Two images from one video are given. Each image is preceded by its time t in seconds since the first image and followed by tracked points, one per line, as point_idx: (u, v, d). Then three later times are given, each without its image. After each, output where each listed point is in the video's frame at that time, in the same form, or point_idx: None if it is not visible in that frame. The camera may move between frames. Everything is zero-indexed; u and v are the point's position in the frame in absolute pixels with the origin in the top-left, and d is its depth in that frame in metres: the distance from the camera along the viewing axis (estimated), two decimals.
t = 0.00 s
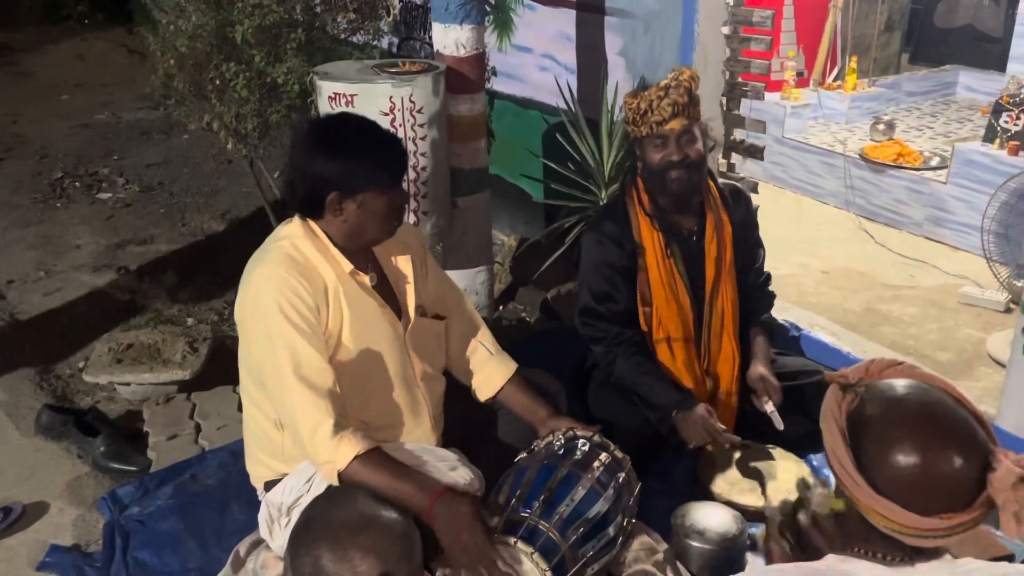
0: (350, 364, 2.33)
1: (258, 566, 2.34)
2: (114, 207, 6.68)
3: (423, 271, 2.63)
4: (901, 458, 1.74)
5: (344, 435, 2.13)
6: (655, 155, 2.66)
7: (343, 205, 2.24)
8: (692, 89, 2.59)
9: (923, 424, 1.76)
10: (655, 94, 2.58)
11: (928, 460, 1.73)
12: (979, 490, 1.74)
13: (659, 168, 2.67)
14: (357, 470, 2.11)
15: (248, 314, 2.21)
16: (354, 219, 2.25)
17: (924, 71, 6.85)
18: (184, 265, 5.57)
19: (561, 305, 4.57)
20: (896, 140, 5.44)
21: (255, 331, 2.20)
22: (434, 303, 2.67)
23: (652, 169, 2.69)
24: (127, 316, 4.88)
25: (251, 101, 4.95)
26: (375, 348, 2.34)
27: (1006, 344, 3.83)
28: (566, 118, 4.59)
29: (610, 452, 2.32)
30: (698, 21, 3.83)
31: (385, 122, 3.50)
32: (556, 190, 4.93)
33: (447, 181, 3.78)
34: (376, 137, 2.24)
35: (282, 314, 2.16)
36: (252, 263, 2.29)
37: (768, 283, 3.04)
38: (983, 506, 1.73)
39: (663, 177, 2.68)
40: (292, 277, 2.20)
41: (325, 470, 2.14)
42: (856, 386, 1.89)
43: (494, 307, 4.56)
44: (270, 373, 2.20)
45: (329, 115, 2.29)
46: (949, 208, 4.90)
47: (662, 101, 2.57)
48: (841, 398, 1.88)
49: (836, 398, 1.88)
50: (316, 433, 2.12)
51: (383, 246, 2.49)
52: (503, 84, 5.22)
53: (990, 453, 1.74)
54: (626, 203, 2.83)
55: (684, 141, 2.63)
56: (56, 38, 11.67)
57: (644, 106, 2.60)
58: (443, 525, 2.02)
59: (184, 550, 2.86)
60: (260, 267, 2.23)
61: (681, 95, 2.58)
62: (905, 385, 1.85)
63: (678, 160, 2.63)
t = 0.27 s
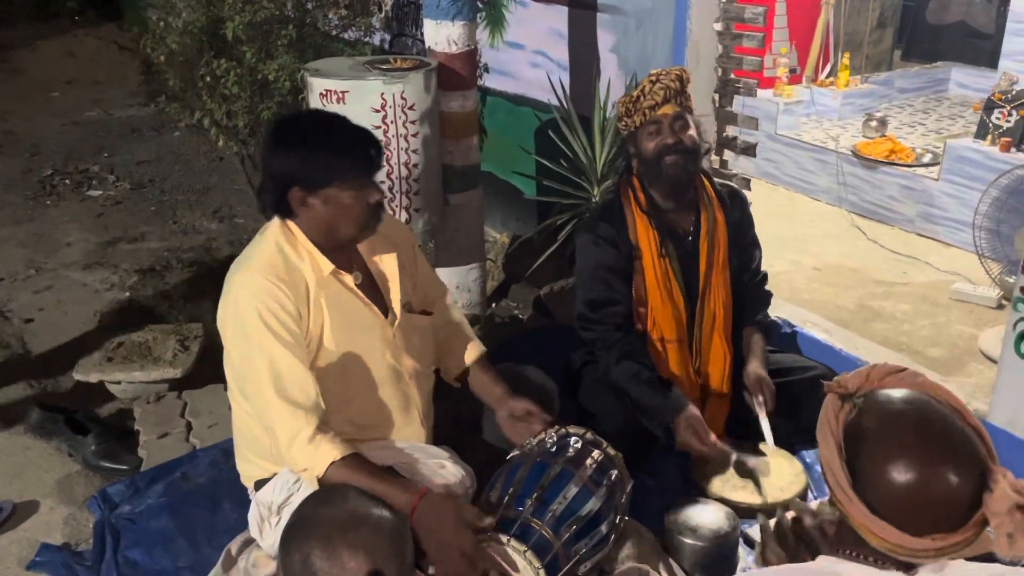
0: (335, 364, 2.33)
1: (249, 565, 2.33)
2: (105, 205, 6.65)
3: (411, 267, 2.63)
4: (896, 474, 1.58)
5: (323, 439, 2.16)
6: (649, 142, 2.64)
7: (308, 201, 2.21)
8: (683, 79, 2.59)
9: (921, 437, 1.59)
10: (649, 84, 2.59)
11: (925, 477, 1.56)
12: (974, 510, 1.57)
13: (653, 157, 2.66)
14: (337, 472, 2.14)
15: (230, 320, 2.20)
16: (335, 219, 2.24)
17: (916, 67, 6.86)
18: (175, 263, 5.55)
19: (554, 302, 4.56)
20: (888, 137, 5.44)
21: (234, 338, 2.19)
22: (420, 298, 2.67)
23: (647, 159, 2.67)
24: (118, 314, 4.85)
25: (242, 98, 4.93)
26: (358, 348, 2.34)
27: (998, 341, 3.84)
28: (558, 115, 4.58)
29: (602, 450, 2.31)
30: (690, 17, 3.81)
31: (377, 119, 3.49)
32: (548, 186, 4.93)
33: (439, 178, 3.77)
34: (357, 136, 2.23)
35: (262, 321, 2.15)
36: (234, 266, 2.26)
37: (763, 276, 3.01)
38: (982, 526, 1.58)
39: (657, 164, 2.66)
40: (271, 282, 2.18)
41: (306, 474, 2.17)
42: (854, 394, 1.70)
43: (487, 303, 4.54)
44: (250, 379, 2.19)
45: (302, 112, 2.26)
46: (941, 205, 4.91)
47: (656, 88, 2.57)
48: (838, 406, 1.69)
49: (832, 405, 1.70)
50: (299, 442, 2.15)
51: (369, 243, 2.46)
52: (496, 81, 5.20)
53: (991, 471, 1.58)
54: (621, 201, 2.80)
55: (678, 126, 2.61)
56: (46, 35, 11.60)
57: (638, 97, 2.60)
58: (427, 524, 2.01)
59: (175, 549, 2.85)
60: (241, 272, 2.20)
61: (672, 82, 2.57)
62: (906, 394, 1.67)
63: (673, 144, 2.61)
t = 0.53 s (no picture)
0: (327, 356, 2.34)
1: (244, 561, 2.35)
2: (98, 200, 6.63)
3: (394, 262, 2.64)
4: (905, 471, 1.32)
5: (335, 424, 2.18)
6: (649, 149, 2.65)
7: (264, 194, 2.21)
8: (688, 84, 2.60)
9: (930, 427, 1.34)
10: (651, 88, 2.58)
11: (940, 473, 1.31)
12: (985, 506, 1.34)
13: (652, 162, 2.66)
14: (344, 461, 2.15)
15: (219, 320, 2.23)
16: (295, 222, 2.21)
17: (910, 62, 6.89)
18: (168, 258, 5.54)
19: (548, 297, 4.57)
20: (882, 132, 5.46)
21: (228, 333, 2.21)
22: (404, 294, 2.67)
23: (646, 163, 2.67)
24: (111, 310, 4.84)
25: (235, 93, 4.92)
26: (350, 339, 2.36)
27: (990, 335, 3.85)
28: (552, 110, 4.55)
29: (594, 443, 2.30)
30: (684, 12, 3.79)
31: (371, 114, 3.48)
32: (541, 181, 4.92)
33: (433, 173, 3.77)
34: (315, 139, 2.18)
35: (259, 309, 2.18)
36: (215, 268, 2.28)
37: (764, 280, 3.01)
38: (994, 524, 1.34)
39: (656, 171, 2.66)
40: (261, 272, 2.21)
41: (312, 461, 2.17)
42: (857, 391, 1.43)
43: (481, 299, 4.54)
44: (247, 372, 2.21)
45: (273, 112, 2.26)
46: (935, 201, 4.92)
47: (658, 96, 2.58)
48: (842, 403, 1.42)
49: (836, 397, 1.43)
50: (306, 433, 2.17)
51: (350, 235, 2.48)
52: (490, 76, 5.22)
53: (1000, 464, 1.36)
54: (620, 198, 2.80)
55: (679, 135, 2.61)
56: (38, 30, 11.55)
57: (640, 100, 2.60)
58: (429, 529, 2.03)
59: (170, 545, 2.85)
60: (224, 272, 2.22)
61: (676, 89, 2.59)
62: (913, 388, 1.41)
63: (672, 154, 2.62)
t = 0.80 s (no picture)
0: (314, 352, 2.34)
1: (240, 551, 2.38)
2: (90, 194, 6.61)
3: (386, 253, 2.62)
4: (903, 470, 1.44)
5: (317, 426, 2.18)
6: (642, 147, 2.61)
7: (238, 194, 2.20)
8: (688, 84, 2.52)
9: (925, 430, 1.45)
10: (649, 85, 2.52)
11: (934, 473, 1.43)
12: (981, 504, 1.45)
13: (645, 159, 2.64)
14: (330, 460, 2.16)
15: (205, 321, 2.24)
16: (271, 222, 2.20)
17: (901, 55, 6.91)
18: (161, 252, 5.53)
19: (541, 290, 4.57)
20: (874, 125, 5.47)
21: (213, 335, 2.23)
22: (396, 286, 2.66)
23: (639, 160, 2.65)
24: (104, 304, 4.83)
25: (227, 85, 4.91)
26: (336, 335, 2.35)
27: (981, 327, 3.88)
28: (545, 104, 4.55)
29: (586, 435, 2.33)
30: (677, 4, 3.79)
31: (363, 107, 3.48)
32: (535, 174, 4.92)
33: (426, 166, 3.77)
34: (289, 138, 2.15)
35: (238, 316, 2.18)
36: (202, 263, 2.29)
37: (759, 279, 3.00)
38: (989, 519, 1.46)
39: (647, 170, 2.66)
40: (241, 276, 2.21)
41: (300, 462, 2.18)
42: (858, 388, 1.53)
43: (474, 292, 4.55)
44: (234, 373, 2.24)
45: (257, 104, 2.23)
46: (929, 194, 4.96)
47: (655, 94, 2.51)
48: (841, 402, 1.52)
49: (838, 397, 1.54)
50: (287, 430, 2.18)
51: (335, 226, 2.46)
52: (482, 69, 5.33)
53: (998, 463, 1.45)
54: (614, 193, 2.78)
55: (673, 137, 2.58)
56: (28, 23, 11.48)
57: (637, 98, 2.53)
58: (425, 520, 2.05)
59: (164, 537, 2.85)
60: (210, 268, 2.24)
61: (675, 89, 2.51)
62: (912, 387, 1.51)
63: (664, 155, 2.60)
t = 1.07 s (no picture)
0: (305, 347, 2.34)
1: (234, 547, 2.38)
2: (84, 189, 6.59)
3: (380, 247, 2.62)
4: (899, 467, 1.35)
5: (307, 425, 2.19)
6: (638, 137, 2.66)
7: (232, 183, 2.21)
8: (685, 76, 2.57)
9: (923, 427, 1.37)
10: (648, 74, 2.56)
11: (933, 470, 1.34)
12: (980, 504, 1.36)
13: (641, 150, 2.67)
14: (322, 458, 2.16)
15: (197, 317, 2.25)
16: (261, 214, 2.21)
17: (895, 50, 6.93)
18: (155, 247, 5.52)
19: (536, 284, 4.57)
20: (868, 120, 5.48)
21: (204, 330, 2.24)
22: (391, 279, 2.66)
23: (635, 152, 2.68)
24: (97, 299, 4.82)
25: (222, 80, 4.90)
26: (328, 329, 2.36)
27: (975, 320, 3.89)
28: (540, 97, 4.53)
29: (580, 429, 2.31)
30: None
31: (358, 100, 3.50)
32: (530, 168, 4.93)
33: (421, 160, 3.77)
34: (282, 131, 2.16)
35: (229, 312, 2.19)
36: (197, 258, 2.31)
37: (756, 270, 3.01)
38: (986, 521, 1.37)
39: (642, 160, 2.68)
40: (232, 271, 2.22)
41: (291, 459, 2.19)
42: (857, 385, 1.46)
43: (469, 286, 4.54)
44: (224, 369, 2.24)
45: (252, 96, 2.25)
46: (922, 187, 4.95)
47: (652, 84, 2.55)
48: (840, 398, 1.45)
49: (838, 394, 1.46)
50: (277, 426, 2.18)
51: (325, 216, 2.46)
52: (478, 63, 5.47)
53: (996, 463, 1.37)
54: (612, 185, 2.81)
55: (669, 127, 2.61)
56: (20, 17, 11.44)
57: (635, 87, 2.58)
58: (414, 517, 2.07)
59: (160, 532, 2.85)
60: (203, 264, 2.25)
61: (672, 80, 2.55)
62: (912, 384, 1.44)
63: (659, 146, 2.63)
